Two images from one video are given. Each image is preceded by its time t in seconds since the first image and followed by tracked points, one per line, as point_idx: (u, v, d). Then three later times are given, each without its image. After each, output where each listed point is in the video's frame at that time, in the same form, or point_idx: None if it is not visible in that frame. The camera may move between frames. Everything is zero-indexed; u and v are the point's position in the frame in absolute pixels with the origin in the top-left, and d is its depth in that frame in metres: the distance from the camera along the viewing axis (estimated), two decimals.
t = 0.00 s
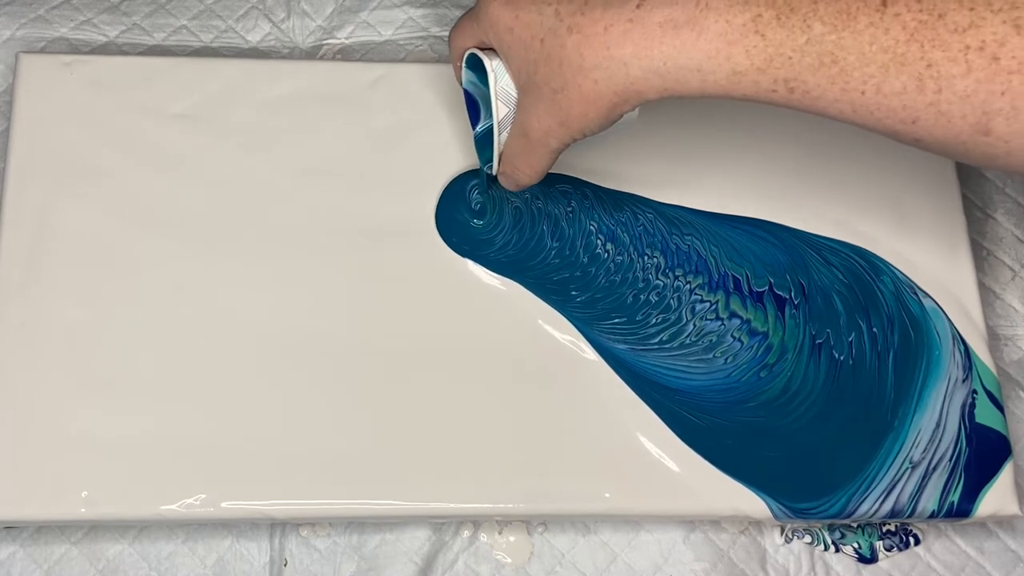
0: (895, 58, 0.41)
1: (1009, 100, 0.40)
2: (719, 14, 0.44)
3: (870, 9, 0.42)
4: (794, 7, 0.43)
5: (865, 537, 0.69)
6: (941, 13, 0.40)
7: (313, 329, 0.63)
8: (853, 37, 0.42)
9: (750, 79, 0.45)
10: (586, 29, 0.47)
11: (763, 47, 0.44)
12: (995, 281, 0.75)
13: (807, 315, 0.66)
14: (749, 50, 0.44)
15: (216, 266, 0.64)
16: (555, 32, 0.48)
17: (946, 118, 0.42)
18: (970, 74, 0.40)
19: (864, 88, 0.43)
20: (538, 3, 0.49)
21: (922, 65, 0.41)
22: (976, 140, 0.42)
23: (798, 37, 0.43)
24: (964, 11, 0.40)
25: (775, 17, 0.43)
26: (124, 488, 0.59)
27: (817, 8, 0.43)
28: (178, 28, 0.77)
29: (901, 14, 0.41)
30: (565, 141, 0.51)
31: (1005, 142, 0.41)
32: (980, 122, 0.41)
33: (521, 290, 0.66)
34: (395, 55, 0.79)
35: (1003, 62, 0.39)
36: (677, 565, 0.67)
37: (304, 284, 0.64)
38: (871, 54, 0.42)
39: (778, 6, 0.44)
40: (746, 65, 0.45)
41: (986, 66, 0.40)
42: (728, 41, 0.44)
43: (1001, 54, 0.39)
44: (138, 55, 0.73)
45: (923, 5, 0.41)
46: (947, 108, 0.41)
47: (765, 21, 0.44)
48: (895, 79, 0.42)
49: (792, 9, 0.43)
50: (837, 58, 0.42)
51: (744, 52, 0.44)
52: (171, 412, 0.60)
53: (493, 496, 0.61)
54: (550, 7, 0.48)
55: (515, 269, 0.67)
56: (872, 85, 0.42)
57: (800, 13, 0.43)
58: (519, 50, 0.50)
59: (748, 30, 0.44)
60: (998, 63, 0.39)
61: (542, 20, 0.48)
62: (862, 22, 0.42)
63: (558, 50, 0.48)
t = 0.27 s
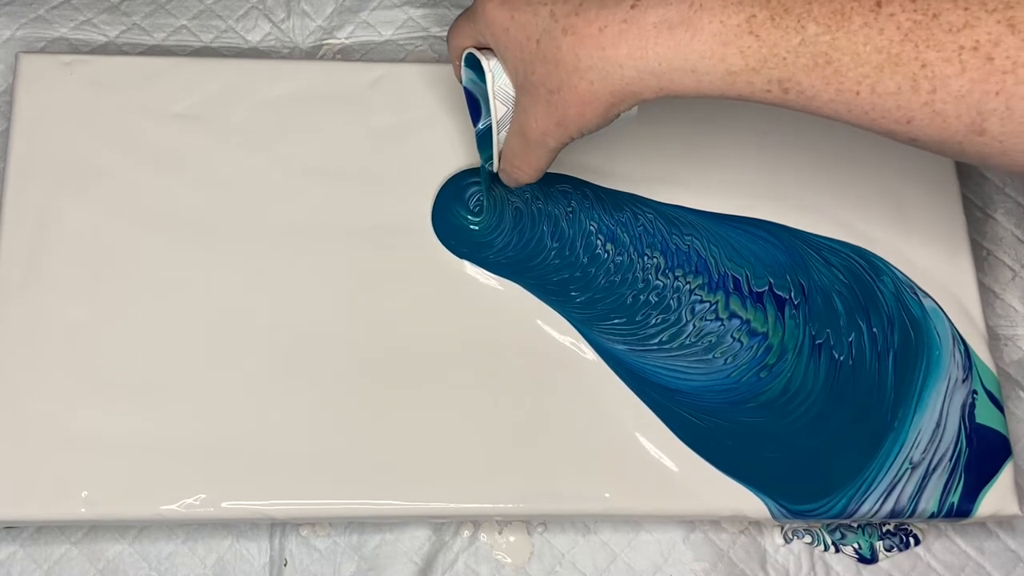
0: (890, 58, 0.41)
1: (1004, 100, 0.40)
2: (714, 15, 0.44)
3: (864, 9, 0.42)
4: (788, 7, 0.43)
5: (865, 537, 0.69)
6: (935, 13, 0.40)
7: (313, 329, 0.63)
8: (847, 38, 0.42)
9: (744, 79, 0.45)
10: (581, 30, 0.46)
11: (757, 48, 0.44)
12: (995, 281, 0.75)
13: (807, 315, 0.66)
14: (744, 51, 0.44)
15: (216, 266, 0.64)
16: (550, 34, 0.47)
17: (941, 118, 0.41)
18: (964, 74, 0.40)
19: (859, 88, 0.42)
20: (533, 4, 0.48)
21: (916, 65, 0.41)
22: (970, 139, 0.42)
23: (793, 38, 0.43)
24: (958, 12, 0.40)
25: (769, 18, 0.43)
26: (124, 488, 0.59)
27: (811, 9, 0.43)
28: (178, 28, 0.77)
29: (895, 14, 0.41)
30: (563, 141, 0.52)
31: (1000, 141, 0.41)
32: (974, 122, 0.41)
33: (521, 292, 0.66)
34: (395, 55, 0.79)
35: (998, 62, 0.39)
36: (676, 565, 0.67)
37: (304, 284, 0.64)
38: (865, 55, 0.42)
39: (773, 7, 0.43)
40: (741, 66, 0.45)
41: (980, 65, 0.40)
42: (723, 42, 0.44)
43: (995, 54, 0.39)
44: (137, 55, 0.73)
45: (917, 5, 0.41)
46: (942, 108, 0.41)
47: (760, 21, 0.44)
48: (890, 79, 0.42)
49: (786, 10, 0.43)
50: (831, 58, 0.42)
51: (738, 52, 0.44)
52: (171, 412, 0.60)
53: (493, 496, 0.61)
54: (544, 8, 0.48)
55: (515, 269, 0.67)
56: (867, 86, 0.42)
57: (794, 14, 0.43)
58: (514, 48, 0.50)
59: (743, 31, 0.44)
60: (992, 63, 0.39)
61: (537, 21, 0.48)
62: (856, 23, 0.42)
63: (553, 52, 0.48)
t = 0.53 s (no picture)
0: (881, 62, 0.41)
1: (995, 103, 0.39)
2: (705, 18, 0.43)
3: (855, 12, 0.41)
4: (779, 11, 0.42)
5: (865, 537, 0.69)
6: (926, 16, 0.39)
7: (313, 329, 0.63)
8: (838, 42, 0.41)
9: (736, 83, 0.45)
10: (572, 34, 0.46)
11: (748, 52, 0.43)
12: (995, 281, 0.75)
13: (807, 315, 0.66)
14: (735, 54, 0.44)
15: (216, 266, 0.64)
16: (542, 38, 0.47)
17: (933, 121, 0.41)
18: (955, 77, 0.39)
19: (850, 92, 0.42)
20: (524, 9, 0.48)
21: (907, 69, 0.40)
22: (963, 142, 0.41)
23: (783, 42, 0.42)
24: (949, 15, 0.39)
25: (760, 21, 0.43)
26: (124, 488, 0.59)
27: (802, 12, 0.42)
28: (178, 28, 0.77)
29: (886, 18, 0.40)
30: (556, 145, 0.51)
31: (993, 144, 0.41)
32: (966, 125, 0.40)
33: (521, 292, 0.66)
34: (395, 55, 0.79)
35: (989, 65, 0.39)
36: (676, 565, 0.67)
37: (304, 284, 0.64)
38: (856, 59, 0.41)
39: (763, 10, 0.43)
40: (732, 70, 0.44)
41: (971, 68, 0.39)
42: (714, 46, 0.44)
43: (986, 57, 0.39)
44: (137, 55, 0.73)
45: (908, 8, 0.40)
46: (933, 111, 0.41)
47: (751, 25, 0.43)
48: (881, 83, 0.41)
49: (777, 13, 0.42)
50: (822, 62, 0.42)
51: (729, 56, 0.44)
52: (171, 412, 0.60)
53: (493, 496, 0.61)
54: (535, 12, 0.47)
55: (515, 270, 0.67)
56: (858, 89, 0.42)
57: (785, 17, 0.42)
58: (506, 52, 0.50)
59: (733, 34, 0.43)
60: (983, 66, 0.39)
61: (529, 25, 0.48)
62: (847, 27, 0.41)
63: (545, 56, 0.47)
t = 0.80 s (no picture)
0: (875, 62, 0.40)
1: (989, 103, 0.39)
2: (700, 20, 0.43)
3: (849, 13, 0.41)
4: (774, 12, 0.42)
5: (865, 537, 0.69)
6: (920, 16, 0.39)
7: (313, 329, 0.63)
8: (832, 42, 0.41)
9: (730, 84, 0.45)
10: (568, 36, 0.46)
11: (743, 53, 0.43)
12: (995, 281, 0.75)
13: (807, 316, 0.66)
14: (730, 56, 0.43)
15: (216, 266, 0.64)
16: (538, 40, 0.47)
17: (927, 121, 0.41)
18: (949, 77, 0.39)
19: (845, 92, 0.42)
20: (520, 11, 0.48)
21: (902, 69, 0.40)
22: (958, 143, 0.41)
23: (778, 43, 0.42)
24: (942, 15, 0.39)
25: (755, 22, 0.42)
26: (124, 488, 0.59)
27: (796, 13, 0.42)
28: (178, 28, 0.77)
29: (880, 18, 0.40)
30: (553, 148, 0.51)
31: (987, 144, 0.41)
32: (961, 125, 0.40)
33: (521, 294, 0.66)
34: (395, 55, 0.79)
35: (983, 66, 0.39)
36: (677, 565, 0.67)
37: (304, 284, 0.64)
38: (851, 59, 0.41)
39: (758, 11, 0.42)
40: (727, 71, 0.44)
41: (965, 69, 0.39)
42: (709, 47, 0.43)
43: (980, 57, 0.39)
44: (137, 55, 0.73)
45: (902, 9, 0.40)
46: (927, 111, 0.40)
47: (745, 26, 0.43)
48: (875, 83, 0.41)
49: (771, 14, 0.42)
50: (817, 62, 0.42)
51: (724, 57, 0.43)
52: (171, 412, 0.60)
53: (493, 496, 0.61)
54: (531, 14, 0.47)
55: (515, 271, 0.67)
56: (852, 90, 0.42)
57: (779, 18, 0.42)
58: (501, 54, 0.50)
59: (728, 35, 0.43)
60: (977, 67, 0.39)
61: (524, 27, 0.48)
62: (841, 27, 0.41)
63: (541, 57, 0.47)
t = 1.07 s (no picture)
0: (874, 58, 0.40)
1: (988, 99, 0.39)
2: (698, 16, 0.43)
3: (848, 9, 0.40)
4: (772, 8, 0.42)
5: (866, 538, 0.69)
6: (919, 12, 0.39)
7: (313, 329, 0.63)
8: (831, 38, 0.40)
9: (729, 80, 0.44)
10: (566, 33, 0.45)
11: (741, 49, 0.42)
12: (995, 281, 0.75)
13: (807, 316, 0.66)
14: (728, 52, 0.43)
15: (216, 266, 0.64)
16: (536, 36, 0.47)
17: (926, 118, 0.40)
18: (949, 74, 0.39)
19: (843, 89, 0.41)
20: (518, 8, 0.47)
21: (901, 65, 0.39)
22: (956, 139, 0.41)
23: (776, 39, 0.41)
24: (941, 11, 0.39)
25: (753, 18, 0.42)
26: (124, 488, 0.59)
27: (794, 9, 0.41)
28: (178, 28, 0.77)
29: (879, 14, 0.40)
30: (551, 143, 0.51)
31: (986, 141, 0.40)
32: (960, 121, 0.40)
33: (520, 294, 0.66)
34: (395, 55, 0.79)
35: (982, 62, 0.38)
36: (676, 565, 0.67)
37: (304, 283, 0.64)
38: (849, 55, 0.40)
39: (757, 7, 0.42)
40: (725, 67, 0.43)
41: (965, 65, 0.38)
42: (707, 44, 0.43)
43: (979, 54, 0.38)
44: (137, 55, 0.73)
45: (901, 4, 0.39)
46: (927, 108, 0.40)
47: (743, 22, 0.42)
48: (874, 80, 0.40)
49: (770, 10, 0.42)
50: (815, 59, 0.41)
51: (722, 53, 0.43)
52: (171, 412, 0.60)
53: (493, 496, 0.61)
54: (529, 10, 0.47)
55: (515, 271, 0.67)
56: (851, 86, 0.41)
57: (778, 14, 0.41)
58: (499, 50, 0.49)
59: (726, 32, 0.42)
60: (977, 63, 0.38)
61: (522, 24, 0.47)
62: (840, 23, 0.40)
63: (540, 54, 0.47)
